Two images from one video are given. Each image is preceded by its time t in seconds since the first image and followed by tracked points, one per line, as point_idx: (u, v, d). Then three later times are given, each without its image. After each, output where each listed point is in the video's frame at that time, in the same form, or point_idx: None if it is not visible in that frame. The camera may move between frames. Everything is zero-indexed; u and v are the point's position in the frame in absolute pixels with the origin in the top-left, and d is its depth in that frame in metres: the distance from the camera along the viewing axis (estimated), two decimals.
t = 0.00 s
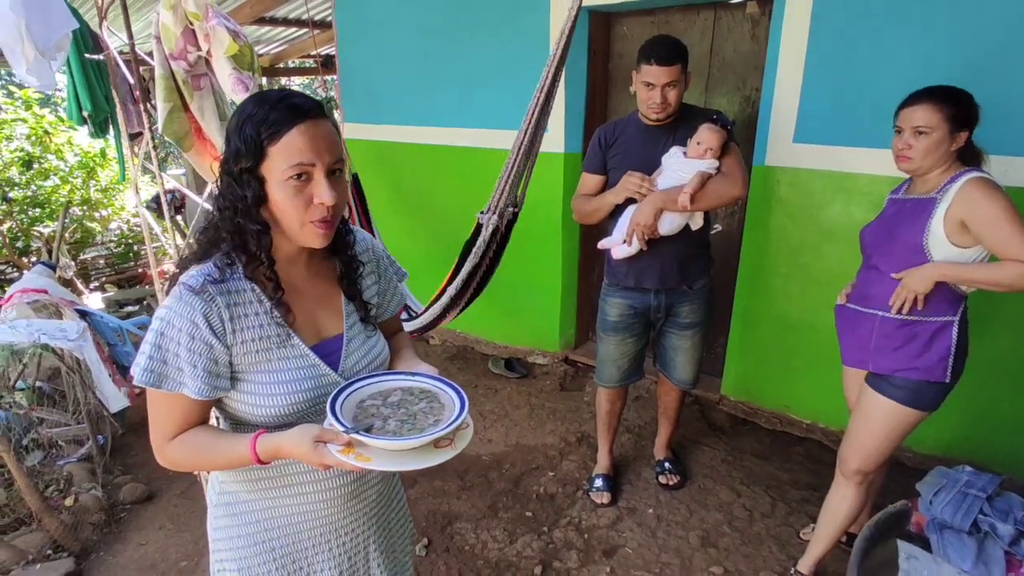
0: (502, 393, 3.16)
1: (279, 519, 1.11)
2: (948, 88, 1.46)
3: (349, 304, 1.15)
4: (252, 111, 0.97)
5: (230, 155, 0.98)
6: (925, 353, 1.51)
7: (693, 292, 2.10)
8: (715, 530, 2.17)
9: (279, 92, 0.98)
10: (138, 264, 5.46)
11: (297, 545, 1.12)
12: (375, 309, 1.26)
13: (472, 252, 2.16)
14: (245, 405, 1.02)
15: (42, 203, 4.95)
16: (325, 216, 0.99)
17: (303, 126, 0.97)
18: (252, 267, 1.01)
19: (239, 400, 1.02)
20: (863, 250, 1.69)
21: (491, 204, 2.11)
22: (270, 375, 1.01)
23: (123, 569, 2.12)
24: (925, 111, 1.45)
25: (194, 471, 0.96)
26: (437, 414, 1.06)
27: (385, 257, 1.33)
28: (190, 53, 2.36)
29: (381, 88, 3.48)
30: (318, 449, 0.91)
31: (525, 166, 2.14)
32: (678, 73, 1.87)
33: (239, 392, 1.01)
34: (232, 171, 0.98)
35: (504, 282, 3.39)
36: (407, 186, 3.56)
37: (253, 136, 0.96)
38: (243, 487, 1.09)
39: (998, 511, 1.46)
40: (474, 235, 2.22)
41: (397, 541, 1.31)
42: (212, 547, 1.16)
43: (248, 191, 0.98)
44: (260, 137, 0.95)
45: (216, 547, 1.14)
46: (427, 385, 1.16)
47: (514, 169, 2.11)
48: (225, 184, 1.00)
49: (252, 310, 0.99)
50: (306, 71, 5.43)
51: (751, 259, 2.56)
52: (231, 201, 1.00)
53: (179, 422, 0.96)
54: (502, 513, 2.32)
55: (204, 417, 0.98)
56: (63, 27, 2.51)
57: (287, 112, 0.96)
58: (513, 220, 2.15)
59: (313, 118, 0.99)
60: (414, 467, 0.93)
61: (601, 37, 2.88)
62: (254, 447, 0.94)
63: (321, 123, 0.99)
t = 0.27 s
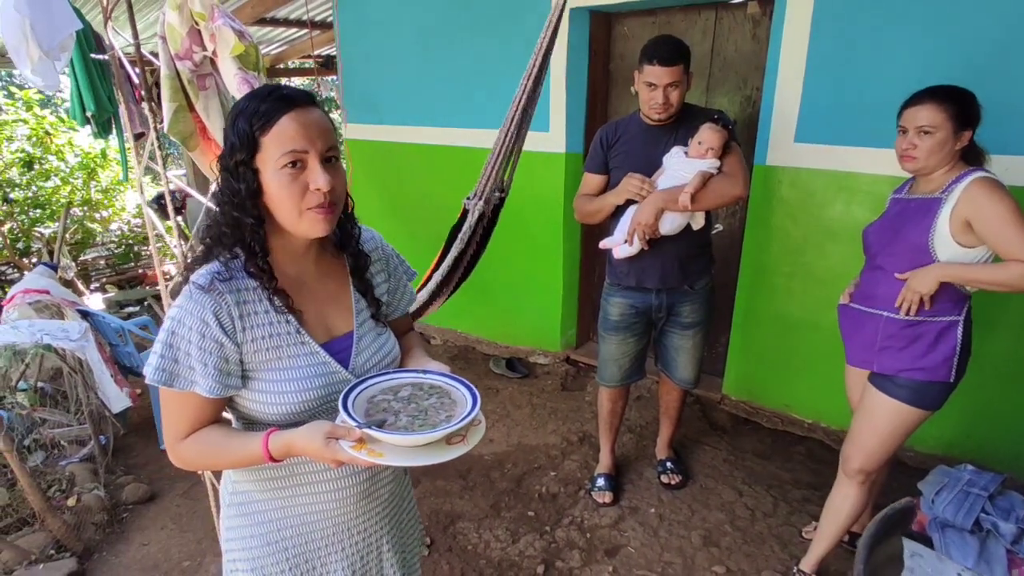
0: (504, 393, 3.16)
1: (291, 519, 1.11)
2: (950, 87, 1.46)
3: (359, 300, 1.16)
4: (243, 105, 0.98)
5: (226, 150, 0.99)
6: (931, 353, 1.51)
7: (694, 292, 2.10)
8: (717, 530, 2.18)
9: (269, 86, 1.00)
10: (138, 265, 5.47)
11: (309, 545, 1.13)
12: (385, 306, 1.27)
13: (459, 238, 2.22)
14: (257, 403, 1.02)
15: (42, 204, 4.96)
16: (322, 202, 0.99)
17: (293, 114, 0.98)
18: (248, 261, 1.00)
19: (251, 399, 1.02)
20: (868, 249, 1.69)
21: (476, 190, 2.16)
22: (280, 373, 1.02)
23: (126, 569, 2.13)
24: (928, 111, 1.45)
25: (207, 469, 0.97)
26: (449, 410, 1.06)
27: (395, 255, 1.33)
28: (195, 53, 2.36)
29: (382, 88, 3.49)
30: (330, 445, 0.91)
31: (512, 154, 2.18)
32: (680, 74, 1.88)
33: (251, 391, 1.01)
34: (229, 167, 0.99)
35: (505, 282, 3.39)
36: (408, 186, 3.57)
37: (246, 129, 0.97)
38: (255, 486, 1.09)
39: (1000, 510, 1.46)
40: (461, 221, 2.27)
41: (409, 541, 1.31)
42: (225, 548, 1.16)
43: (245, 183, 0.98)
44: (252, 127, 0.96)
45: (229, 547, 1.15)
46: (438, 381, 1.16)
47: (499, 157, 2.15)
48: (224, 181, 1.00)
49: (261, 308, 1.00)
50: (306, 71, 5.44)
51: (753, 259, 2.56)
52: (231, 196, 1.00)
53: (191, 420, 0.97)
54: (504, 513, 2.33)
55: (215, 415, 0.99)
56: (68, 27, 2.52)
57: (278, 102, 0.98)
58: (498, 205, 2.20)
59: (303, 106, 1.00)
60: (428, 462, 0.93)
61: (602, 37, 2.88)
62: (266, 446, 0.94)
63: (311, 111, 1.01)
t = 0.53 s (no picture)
0: (504, 394, 3.16)
1: (299, 518, 1.11)
2: (950, 88, 1.47)
3: (362, 295, 1.15)
4: (237, 105, 0.99)
5: (221, 150, 1.00)
6: (933, 354, 1.51)
7: (694, 292, 2.10)
8: (717, 530, 2.18)
9: (261, 85, 1.00)
10: (138, 265, 5.47)
11: (318, 543, 1.13)
12: (388, 302, 1.26)
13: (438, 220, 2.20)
14: (262, 402, 1.02)
15: (42, 204, 4.96)
16: (318, 195, 0.98)
17: (285, 110, 0.98)
18: (249, 259, 1.01)
19: (257, 398, 1.02)
20: (869, 249, 1.69)
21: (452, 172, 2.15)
22: (285, 371, 1.02)
23: (126, 569, 2.13)
24: (929, 111, 1.45)
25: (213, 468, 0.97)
26: (455, 408, 1.06)
27: (397, 254, 1.33)
28: (196, 53, 2.37)
29: (382, 88, 3.49)
30: (335, 443, 0.91)
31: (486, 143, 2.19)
32: (681, 75, 1.88)
33: (256, 389, 1.01)
34: (225, 166, 1.00)
35: (505, 282, 3.39)
36: (408, 186, 3.57)
37: (240, 128, 0.97)
38: (263, 485, 1.10)
39: (999, 510, 1.46)
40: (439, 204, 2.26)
41: (417, 540, 1.31)
42: (234, 548, 1.16)
43: (240, 181, 0.99)
44: (246, 126, 0.97)
45: (237, 547, 1.15)
46: (443, 380, 1.16)
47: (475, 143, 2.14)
48: (221, 180, 1.01)
49: (265, 306, 1.00)
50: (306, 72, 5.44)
51: (753, 259, 2.57)
52: (227, 195, 1.01)
53: (197, 419, 0.97)
54: (504, 513, 2.33)
55: (221, 414, 0.99)
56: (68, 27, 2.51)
57: (270, 99, 0.98)
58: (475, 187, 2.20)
59: (294, 101, 1.00)
60: (433, 460, 0.93)
61: (602, 37, 2.88)
62: (271, 444, 0.94)
63: (303, 106, 1.01)
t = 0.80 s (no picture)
0: (500, 393, 3.16)
1: (296, 516, 1.11)
2: (945, 88, 1.47)
3: (358, 293, 1.15)
4: (228, 102, 1.00)
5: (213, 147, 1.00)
6: (928, 354, 1.52)
7: (692, 292, 2.11)
8: (713, 530, 2.18)
9: (252, 83, 1.01)
10: (135, 264, 5.47)
11: (315, 541, 1.12)
12: (384, 300, 1.26)
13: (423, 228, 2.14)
14: (258, 400, 1.02)
15: (38, 202, 4.95)
16: (308, 189, 0.98)
17: (275, 105, 0.98)
18: (243, 253, 1.01)
19: (253, 396, 1.02)
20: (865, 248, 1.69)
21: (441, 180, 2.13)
22: (281, 368, 1.01)
23: (121, 569, 2.12)
24: (925, 112, 1.46)
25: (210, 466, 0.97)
26: (449, 404, 1.06)
27: (393, 251, 1.33)
28: (191, 51, 2.36)
29: (379, 88, 3.49)
30: (330, 439, 0.91)
31: (479, 147, 2.19)
32: (678, 75, 1.88)
33: (252, 387, 1.01)
34: (217, 163, 1.00)
35: (502, 283, 3.39)
36: (405, 186, 3.56)
37: (231, 125, 0.98)
38: (260, 483, 1.09)
39: (994, 511, 1.46)
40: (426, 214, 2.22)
41: (415, 539, 1.30)
42: (231, 546, 1.16)
43: (231, 177, 0.99)
44: (236, 122, 0.97)
45: (234, 545, 1.14)
46: (438, 376, 1.16)
47: (464, 151, 2.14)
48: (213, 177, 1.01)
49: (261, 304, 1.00)
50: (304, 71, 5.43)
51: (749, 259, 2.57)
52: (219, 191, 1.01)
53: (192, 416, 0.96)
54: (500, 513, 2.32)
55: (218, 412, 0.99)
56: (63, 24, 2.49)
57: (261, 96, 0.99)
58: (466, 196, 2.18)
59: (284, 97, 1.00)
60: (428, 457, 0.93)
61: (600, 37, 2.88)
62: (267, 441, 0.94)
63: (294, 102, 1.01)
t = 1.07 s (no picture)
0: (491, 393, 3.16)
1: (282, 515, 1.10)
2: (932, 91, 1.48)
3: (345, 292, 1.15)
4: (221, 98, 0.99)
5: (203, 141, 1.00)
6: (915, 354, 1.52)
7: (682, 293, 2.11)
8: (703, 530, 2.18)
9: (246, 81, 1.01)
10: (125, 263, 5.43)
11: (300, 541, 1.12)
12: (373, 299, 1.26)
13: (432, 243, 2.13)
14: (244, 400, 1.01)
15: (27, 199, 4.91)
16: (296, 188, 0.97)
17: (267, 103, 0.98)
18: (227, 250, 1.00)
19: (238, 396, 1.01)
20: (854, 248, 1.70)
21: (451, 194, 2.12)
22: (267, 368, 1.01)
23: (107, 570, 2.11)
24: (912, 114, 1.46)
25: (195, 466, 0.96)
26: (436, 404, 1.06)
27: (382, 251, 1.33)
28: (177, 48, 2.34)
29: (371, 87, 3.48)
30: (315, 439, 0.91)
31: (488, 159, 2.18)
32: (670, 77, 1.88)
33: (238, 387, 1.00)
34: (205, 156, 0.99)
35: (494, 283, 3.39)
36: (398, 185, 3.55)
37: (222, 120, 0.97)
38: (245, 482, 1.09)
39: (980, 511, 1.47)
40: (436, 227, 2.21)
41: (401, 539, 1.30)
42: (216, 546, 1.15)
43: (219, 171, 0.98)
44: (227, 117, 0.97)
45: (219, 545, 1.14)
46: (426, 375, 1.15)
47: (473, 162, 2.12)
48: (202, 170, 1.01)
49: (246, 303, 0.99)
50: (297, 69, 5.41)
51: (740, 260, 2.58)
52: (206, 185, 1.00)
53: (177, 416, 0.96)
54: (491, 513, 2.32)
55: (204, 412, 0.98)
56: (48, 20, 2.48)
57: (253, 93, 0.99)
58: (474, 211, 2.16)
59: (278, 96, 1.00)
60: (413, 456, 0.92)
61: (592, 38, 2.89)
62: (252, 440, 0.93)
63: (286, 101, 1.01)
